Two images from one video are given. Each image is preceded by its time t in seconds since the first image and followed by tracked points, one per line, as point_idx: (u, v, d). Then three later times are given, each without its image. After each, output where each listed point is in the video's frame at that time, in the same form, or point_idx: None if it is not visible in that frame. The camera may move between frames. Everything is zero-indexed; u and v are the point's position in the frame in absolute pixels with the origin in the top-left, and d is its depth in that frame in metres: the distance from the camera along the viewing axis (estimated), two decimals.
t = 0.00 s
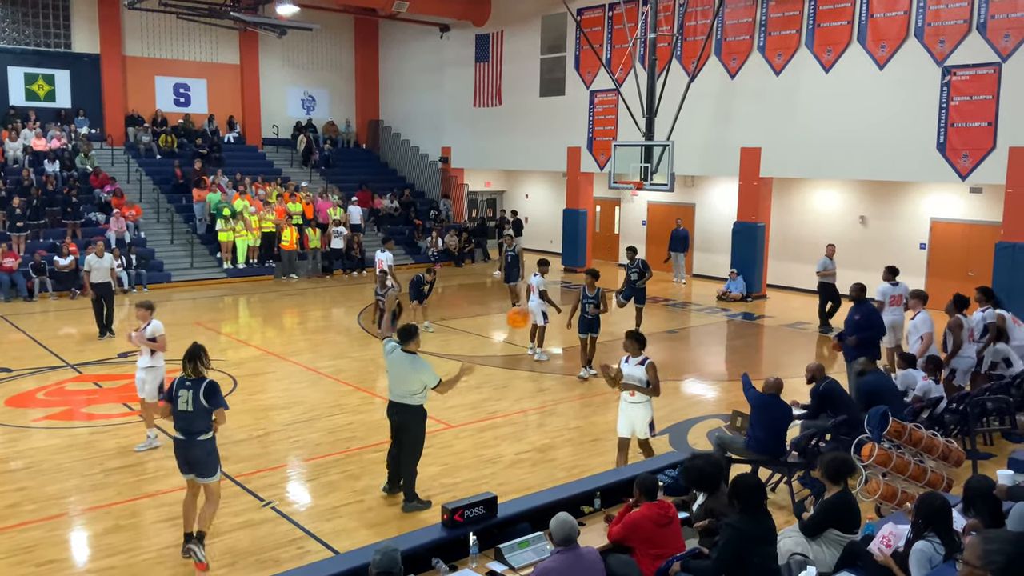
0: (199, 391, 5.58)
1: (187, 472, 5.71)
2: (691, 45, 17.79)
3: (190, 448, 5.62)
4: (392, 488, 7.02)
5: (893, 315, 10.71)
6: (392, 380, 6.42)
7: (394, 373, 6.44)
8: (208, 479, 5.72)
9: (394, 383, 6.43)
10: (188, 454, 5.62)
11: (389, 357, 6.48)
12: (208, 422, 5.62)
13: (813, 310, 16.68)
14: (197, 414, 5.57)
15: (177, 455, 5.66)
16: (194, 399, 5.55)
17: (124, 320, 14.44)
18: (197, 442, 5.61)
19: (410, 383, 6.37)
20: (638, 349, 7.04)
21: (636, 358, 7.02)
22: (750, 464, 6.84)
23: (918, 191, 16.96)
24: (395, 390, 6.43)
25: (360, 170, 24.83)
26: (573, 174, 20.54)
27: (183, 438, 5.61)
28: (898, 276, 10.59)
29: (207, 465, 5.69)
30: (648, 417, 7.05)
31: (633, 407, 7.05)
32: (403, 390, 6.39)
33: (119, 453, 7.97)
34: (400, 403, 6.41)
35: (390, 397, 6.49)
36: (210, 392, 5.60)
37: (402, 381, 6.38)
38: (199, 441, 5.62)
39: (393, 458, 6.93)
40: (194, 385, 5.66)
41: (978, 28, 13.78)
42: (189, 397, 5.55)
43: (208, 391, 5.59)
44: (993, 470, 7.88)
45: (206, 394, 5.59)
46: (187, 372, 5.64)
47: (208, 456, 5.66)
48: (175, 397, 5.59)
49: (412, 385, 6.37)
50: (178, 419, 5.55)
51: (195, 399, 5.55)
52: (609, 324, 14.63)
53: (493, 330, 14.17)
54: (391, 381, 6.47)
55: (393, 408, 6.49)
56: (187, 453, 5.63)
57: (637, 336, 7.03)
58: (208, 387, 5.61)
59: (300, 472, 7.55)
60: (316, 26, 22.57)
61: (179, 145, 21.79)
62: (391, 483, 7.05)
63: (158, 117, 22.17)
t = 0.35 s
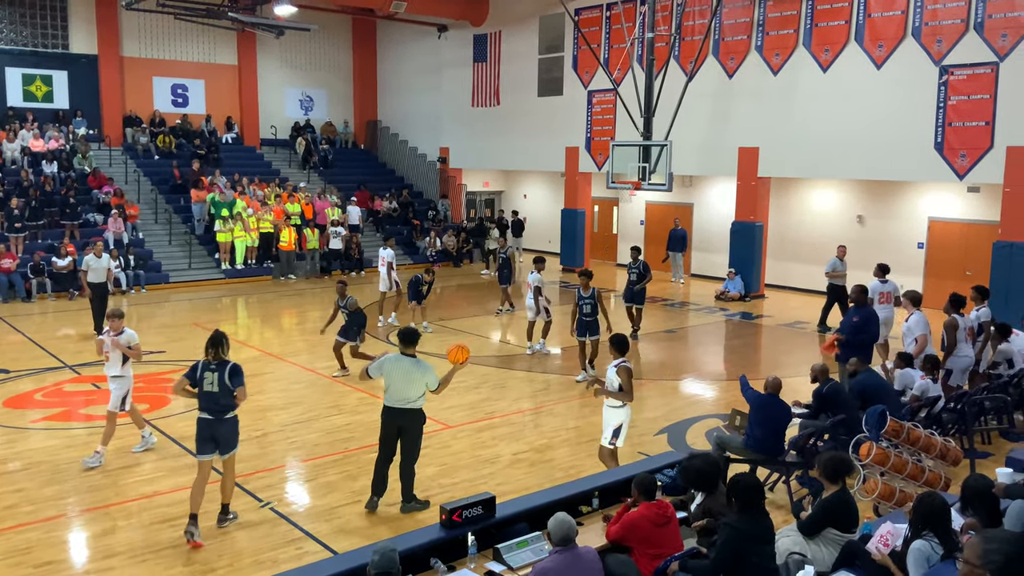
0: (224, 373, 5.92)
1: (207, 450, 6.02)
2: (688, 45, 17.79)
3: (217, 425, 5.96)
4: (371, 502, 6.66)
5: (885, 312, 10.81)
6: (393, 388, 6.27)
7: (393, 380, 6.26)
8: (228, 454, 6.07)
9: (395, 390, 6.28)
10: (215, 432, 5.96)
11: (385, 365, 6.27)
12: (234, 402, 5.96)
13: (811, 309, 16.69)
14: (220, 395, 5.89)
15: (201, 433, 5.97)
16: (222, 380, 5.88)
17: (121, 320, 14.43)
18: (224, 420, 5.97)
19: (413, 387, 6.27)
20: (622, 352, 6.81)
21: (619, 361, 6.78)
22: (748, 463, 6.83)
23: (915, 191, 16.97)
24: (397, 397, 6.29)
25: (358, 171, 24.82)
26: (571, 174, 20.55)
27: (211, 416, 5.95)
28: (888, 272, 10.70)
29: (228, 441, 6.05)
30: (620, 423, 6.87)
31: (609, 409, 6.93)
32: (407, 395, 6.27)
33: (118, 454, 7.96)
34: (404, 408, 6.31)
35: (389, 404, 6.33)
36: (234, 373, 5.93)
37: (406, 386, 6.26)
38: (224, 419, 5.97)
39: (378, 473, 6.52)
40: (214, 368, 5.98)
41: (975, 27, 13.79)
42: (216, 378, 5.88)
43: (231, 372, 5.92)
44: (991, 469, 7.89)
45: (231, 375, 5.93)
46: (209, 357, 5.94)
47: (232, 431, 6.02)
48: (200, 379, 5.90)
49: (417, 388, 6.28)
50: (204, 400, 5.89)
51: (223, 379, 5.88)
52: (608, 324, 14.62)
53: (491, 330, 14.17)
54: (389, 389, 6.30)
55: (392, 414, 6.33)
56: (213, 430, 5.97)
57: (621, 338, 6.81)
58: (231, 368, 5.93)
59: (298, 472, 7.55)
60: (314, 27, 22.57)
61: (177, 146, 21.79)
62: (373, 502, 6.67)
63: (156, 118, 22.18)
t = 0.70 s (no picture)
0: (249, 354, 6.36)
1: (228, 426, 6.50)
2: (689, 43, 17.77)
3: (238, 402, 6.41)
4: (371, 516, 6.41)
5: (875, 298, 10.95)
6: (385, 391, 6.13)
7: (382, 385, 6.14)
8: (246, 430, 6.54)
9: (387, 395, 6.14)
10: (235, 408, 6.42)
11: (372, 373, 6.15)
12: (255, 381, 6.41)
13: (812, 307, 16.68)
14: (246, 377, 6.35)
15: (223, 409, 6.43)
16: (247, 361, 6.32)
17: (123, 319, 14.44)
18: (245, 398, 6.42)
19: (403, 387, 6.18)
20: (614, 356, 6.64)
21: (612, 364, 6.66)
22: (750, 460, 6.84)
23: (916, 188, 16.96)
24: (388, 402, 6.16)
25: (359, 169, 24.79)
26: (572, 172, 20.54)
27: (234, 394, 6.39)
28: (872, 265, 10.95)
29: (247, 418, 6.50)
30: (599, 428, 6.65)
31: (597, 413, 6.73)
32: (398, 397, 6.16)
33: (120, 452, 7.98)
34: (396, 411, 6.20)
35: (381, 412, 6.18)
36: (258, 354, 6.38)
37: (397, 388, 6.16)
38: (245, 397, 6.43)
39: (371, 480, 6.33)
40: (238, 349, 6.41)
41: (977, 25, 13.77)
42: (242, 359, 6.32)
43: (257, 353, 6.37)
44: (992, 466, 7.88)
45: (255, 356, 6.38)
46: (233, 340, 6.36)
47: (252, 409, 6.49)
48: (225, 360, 6.33)
49: (408, 387, 6.20)
50: (228, 380, 6.33)
51: (248, 360, 6.33)
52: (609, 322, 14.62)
53: (493, 328, 14.17)
54: (380, 396, 6.15)
55: (386, 423, 6.20)
56: (233, 407, 6.42)
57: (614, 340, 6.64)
58: (256, 351, 6.37)
59: (300, 470, 7.56)
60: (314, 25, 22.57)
61: (178, 144, 21.79)
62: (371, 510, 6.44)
63: (157, 117, 22.18)
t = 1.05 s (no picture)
0: (268, 337, 6.75)
1: (252, 407, 6.86)
2: (691, 41, 17.77)
3: (259, 383, 6.81)
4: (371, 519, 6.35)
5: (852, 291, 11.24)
6: (372, 395, 6.04)
7: (369, 388, 6.05)
8: (273, 409, 6.95)
9: (375, 398, 6.05)
10: (257, 388, 6.81)
11: (359, 377, 6.06)
12: (277, 362, 6.79)
13: (814, 306, 16.66)
14: (264, 359, 6.74)
15: (246, 390, 6.83)
16: (264, 344, 6.71)
17: (125, 317, 14.45)
18: (266, 378, 6.81)
19: (391, 389, 6.08)
20: (613, 356, 6.60)
21: (610, 363, 6.60)
22: (751, 459, 6.83)
23: (918, 186, 16.94)
24: (377, 405, 6.06)
25: (361, 168, 24.78)
26: (574, 171, 20.53)
27: (257, 376, 6.79)
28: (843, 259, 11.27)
29: (273, 397, 6.91)
30: (601, 431, 6.64)
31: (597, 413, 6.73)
32: (386, 399, 6.06)
33: (122, 450, 7.99)
34: (386, 414, 6.10)
35: (371, 416, 6.08)
36: (275, 336, 6.74)
37: (384, 390, 6.07)
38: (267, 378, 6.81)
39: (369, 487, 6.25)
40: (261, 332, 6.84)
41: (979, 22, 13.76)
42: (260, 342, 6.73)
43: (273, 336, 6.74)
44: (994, 465, 7.88)
45: (273, 339, 6.75)
46: (255, 325, 6.84)
47: (276, 389, 6.88)
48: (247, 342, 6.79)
49: (395, 388, 6.10)
50: (250, 362, 6.77)
51: (266, 343, 6.72)
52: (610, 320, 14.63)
53: (495, 326, 14.17)
54: (368, 401, 6.06)
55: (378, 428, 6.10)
56: (255, 388, 6.82)
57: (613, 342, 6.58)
58: (272, 334, 6.75)
59: (302, 468, 7.57)
60: (315, 24, 22.59)
61: (180, 143, 21.78)
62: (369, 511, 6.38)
63: (159, 115, 22.19)
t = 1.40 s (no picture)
0: (306, 328, 7.22)
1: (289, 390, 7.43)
2: (697, 37, 17.74)
3: (297, 369, 7.36)
4: (377, 516, 6.34)
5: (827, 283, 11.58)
6: (381, 399, 5.80)
7: (377, 391, 5.80)
8: (309, 394, 7.44)
9: (382, 400, 5.81)
10: (295, 374, 7.35)
11: (367, 379, 5.79)
12: (313, 351, 7.33)
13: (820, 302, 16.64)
14: (305, 347, 7.28)
15: (285, 374, 7.39)
16: (303, 334, 7.20)
17: (131, 314, 14.50)
18: (304, 365, 7.36)
19: (399, 393, 5.87)
20: (624, 354, 6.61)
21: (619, 362, 6.62)
22: (757, 455, 6.83)
23: (925, 183, 16.89)
24: (383, 408, 5.83)
25: (367, 165, 24.77)
26: (579, 167, 20.52)
27: (295, 362, 7.35)
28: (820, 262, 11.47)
29: (309, 383, 7.42)
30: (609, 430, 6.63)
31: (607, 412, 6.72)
32: (393, 403, 5.83)
33: (129, 447, 8.02)
34: (392, 418, 5.88)
35: (377, 420, 5.85)
36: (314, 328, 7.22)
37: (392, 393, 5.84)
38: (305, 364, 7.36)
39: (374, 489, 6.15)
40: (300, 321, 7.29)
41: (986, 18, 13.71)
42: (299, 332, 7.20)
43: (312, 328, 7.21)
44: (1000, 462, 7.88)
45: (311, 330, 7.22)
46: (294, 314, 7.24)
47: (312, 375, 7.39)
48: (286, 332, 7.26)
49: (402, 391, 5.88)
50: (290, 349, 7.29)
51: (304, 333, 7.20)
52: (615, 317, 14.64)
53: (501, 323, 14.18)
54: (375, 404, 5.81)
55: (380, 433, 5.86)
56: (292, 374, 7.36)
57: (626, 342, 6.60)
58: (312, 326, 7.22)
59: (308, 464, 7.59)
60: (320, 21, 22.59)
61: (186, 140, 21.81)
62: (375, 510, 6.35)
63: (164, 113, 22.21)
